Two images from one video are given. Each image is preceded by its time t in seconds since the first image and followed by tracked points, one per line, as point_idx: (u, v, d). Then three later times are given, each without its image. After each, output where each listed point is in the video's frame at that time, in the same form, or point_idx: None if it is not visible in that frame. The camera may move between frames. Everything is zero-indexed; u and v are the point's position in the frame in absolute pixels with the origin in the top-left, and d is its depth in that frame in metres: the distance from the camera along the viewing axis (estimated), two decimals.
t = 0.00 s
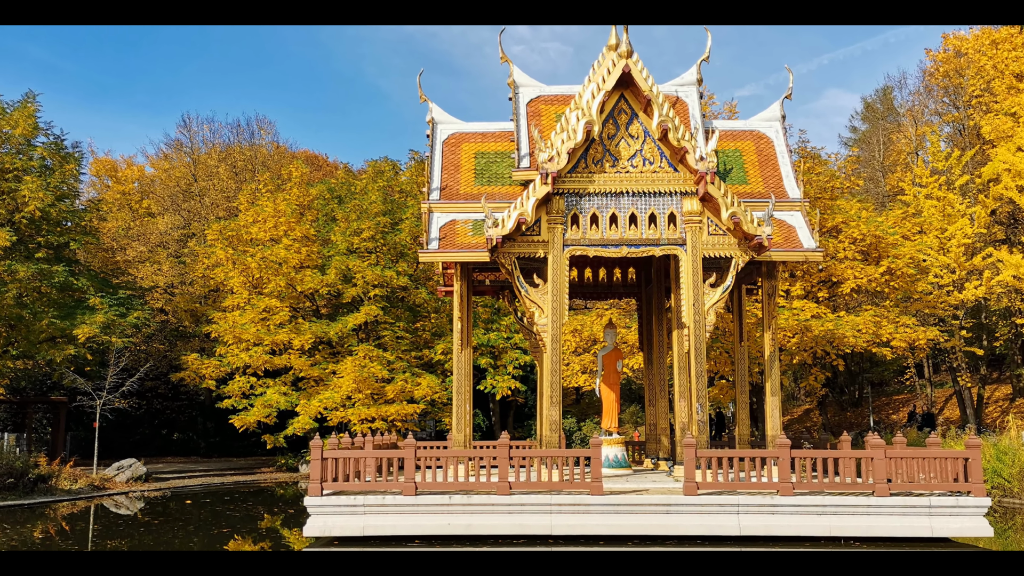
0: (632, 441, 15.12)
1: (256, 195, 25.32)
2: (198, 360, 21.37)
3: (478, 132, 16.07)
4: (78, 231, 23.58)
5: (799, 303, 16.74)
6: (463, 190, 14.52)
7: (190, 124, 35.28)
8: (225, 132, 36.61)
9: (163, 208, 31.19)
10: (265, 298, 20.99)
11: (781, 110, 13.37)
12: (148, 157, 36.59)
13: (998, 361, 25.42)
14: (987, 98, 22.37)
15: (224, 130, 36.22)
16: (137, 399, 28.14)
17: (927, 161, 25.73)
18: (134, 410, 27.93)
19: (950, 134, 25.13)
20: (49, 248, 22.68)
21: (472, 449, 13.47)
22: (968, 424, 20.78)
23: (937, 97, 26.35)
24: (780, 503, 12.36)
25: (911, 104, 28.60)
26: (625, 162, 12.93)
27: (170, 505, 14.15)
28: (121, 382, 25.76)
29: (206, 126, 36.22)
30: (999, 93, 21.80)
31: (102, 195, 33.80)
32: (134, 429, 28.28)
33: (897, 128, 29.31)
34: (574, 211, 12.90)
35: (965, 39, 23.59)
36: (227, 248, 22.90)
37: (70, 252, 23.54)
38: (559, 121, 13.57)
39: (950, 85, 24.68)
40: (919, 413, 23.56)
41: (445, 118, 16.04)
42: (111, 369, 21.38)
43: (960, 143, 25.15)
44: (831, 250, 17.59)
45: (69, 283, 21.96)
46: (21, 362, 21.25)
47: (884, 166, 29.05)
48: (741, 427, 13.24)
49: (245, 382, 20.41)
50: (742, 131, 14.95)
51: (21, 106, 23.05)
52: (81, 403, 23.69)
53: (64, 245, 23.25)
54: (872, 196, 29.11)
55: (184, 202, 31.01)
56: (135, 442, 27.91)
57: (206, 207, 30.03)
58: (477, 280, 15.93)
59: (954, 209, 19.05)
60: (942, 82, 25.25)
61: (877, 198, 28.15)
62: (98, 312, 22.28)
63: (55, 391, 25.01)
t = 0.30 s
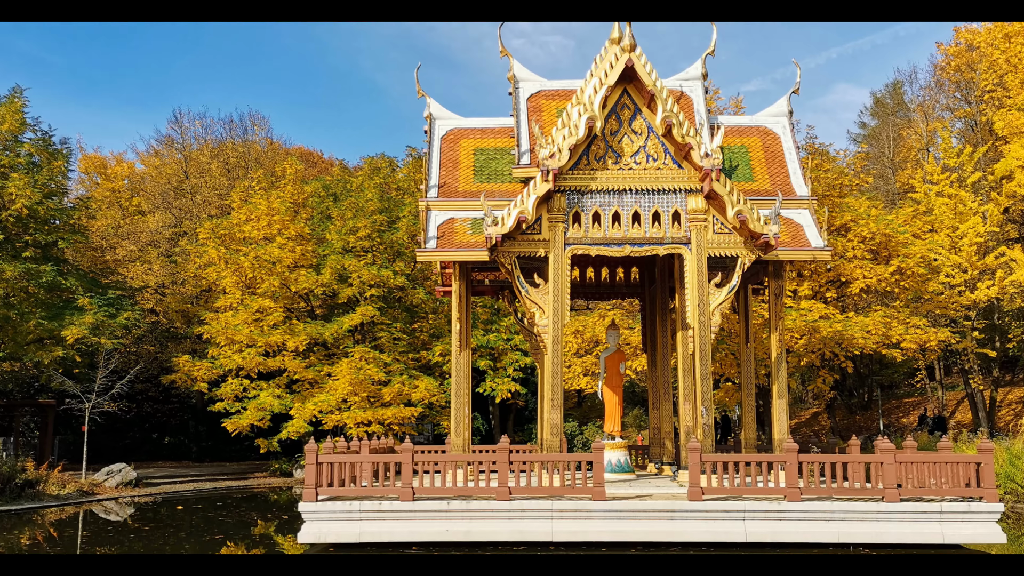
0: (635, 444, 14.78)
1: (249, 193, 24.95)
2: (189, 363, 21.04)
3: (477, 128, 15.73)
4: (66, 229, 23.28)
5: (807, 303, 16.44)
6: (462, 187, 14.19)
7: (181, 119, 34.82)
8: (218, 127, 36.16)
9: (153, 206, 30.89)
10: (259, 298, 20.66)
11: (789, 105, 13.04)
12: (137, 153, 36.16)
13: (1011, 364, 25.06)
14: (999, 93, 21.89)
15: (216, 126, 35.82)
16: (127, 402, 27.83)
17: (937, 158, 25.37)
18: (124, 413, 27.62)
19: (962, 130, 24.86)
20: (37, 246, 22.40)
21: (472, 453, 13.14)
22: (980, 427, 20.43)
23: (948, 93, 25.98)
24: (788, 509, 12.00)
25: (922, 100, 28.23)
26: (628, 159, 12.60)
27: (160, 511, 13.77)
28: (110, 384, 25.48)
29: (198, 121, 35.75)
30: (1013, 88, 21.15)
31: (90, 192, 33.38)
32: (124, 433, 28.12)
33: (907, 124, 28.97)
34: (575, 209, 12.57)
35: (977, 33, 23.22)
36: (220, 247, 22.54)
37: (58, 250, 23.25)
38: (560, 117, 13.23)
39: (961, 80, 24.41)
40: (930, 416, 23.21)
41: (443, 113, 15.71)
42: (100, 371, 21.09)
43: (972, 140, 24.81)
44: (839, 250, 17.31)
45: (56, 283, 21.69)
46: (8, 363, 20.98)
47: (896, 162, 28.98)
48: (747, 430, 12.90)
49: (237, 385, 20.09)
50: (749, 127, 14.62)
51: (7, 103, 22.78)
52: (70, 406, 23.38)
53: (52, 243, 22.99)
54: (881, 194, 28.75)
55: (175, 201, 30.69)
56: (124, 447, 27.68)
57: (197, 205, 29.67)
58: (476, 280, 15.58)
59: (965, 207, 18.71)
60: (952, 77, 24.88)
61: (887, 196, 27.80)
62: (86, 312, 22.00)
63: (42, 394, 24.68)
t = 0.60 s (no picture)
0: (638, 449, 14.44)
1: (242, 191, 24.61)
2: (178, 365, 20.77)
3: (476, 123, 15.37)
4: (54, 228, 23.06)
5: (816, 304, 16.16)
6: (461, 184, 13.86)
7: (172, 115, 34.38)
8: (209, 123, 35.73)
9: (143, 203, 30.57)
10: (252, 298, 20.33)
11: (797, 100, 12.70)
12: (126, 149, 35.70)
13: None
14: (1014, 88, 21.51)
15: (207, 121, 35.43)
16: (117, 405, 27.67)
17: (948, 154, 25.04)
18: (114, 417, 27.35)
19: (975, 125, 24.57)
20: (24, 245, 22.17)
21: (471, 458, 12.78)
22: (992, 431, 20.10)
23: (961, 88, 25.61)
24: (795, 515, 11.62)
25: (932, 95, 27.87)
26: (631, 156, 12.27)
27: (149, 517, 13.43)
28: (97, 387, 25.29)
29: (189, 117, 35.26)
30: None
31: (79, 189, 32.96)
32: (113, 437, 27.59)
33: (919, 119, 28.61)
34: (577, 207, 12.22)
35: (989, 26, 22.90)
36: (211, 246, 22.17)
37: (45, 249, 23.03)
38: (561, 112, 12.90)
39: (973, 74, 23.62)
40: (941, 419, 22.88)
41: (441, 109, 15.37)
42: (88, 374, 20.85)
43: (984, 136, 24.45)
44: (848, 248, 17.03)
45: (43, 283, 21.47)
46: None
47: (907, 159, 28.58)
48: (753, 435, 12.55)
49: (229, 388, 19.76)
50: (755, 122, 14.29)
51: None
52: (57, 409, 23.12)
53: (38, 242, 22.80)
54: (891, 190, 28.39)
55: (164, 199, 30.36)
56: (114, 451, 27.31)
57: (188, 203, 29.32)
58: (475, 280, 15.23)
59: (978, 205, 18.36)
60: (964, 71, 24.53)
61: (898, 193, 27.45)
62: (75, 313, 21.74)
63: (29, 397, 24.43)
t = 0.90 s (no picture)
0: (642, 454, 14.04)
1: (233, 187, 24.23)
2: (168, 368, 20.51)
3: (475, 119, 14.98)
4: (40, 226, 22.92)
5: (825, 304, 15.95)
6: (459, 181, 13.52)
7: (160, 109, 33.89)
8: (200, 118, 35.27)
9: (132, 200, 30.21)
10: (244, 299, 19.99)
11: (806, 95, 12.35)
12: (115, 145, 35.25)
13: None
14: None
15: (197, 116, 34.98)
16: (104, 409, 27.26)
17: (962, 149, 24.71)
18: (102, 421, 26.96)
19: (988, 121, 24.24)
20: (8, 244, 22.01)
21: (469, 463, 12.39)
22: (1007, 435, 19.70)
23: (976, 82, 25.24)
24: (804, 522, 11.22)
25: (945, 88, 27.52)
26: (635, 152, 11.90)
27: (136, 525, 13.04)
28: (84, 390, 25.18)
29: (180, 112, 34.78)
30: None
31: (65, 186, 32.56)
32: (101, 441, 27.12)
33: (931, 114, 28.23)
34: (579, 204, 11.85)
35: (1005, 17, 22.57)
36: (202, 246, 21.77)
37: (30, 248, 22.84)
38: (563, 107, 12.53)
39: (989, 67, 23.75)
40: (955, 424, 22.47)
41: (438, 103, 15.02)
42: (74, 376, 20.62)
43: (999, 131, 24.05)
44: (859, 248, 16.79)
45: (28, 283, 21.30)
46: None
47: (919, 156, 28.23)
48: (761, 439, 12.17)
49: (220, 391, 19.40)
50: (763, 117, 13.93)
51: None
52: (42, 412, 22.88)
53: (24, 241, 22.63)
54: (902, 187, 28.00)
55: (153, 197, 29.99)
56: (102, 456, 26.81)
57: (178, 200, 28.98)
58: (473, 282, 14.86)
59: (993, 202, 18.01)
60: (979, 64, 24.17)
61: (909, 190, 27.05)
62: (61, 313, 21.50)
63: (14, 401, 24.21)
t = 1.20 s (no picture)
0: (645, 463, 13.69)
1: (225, 184, 23.94)
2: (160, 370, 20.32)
3: (474, 114, 14.69)
4: (25, 224, 22.78)
5: (833, 305, 15.98)
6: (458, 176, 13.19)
7: (151, 104, 33.55)
8: (193, 114, 34.93)
9: (121, 198, 29.87)
10: (237, 299, 19.68)
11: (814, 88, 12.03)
12: (104, 141, 34.92)
13: None
14: None
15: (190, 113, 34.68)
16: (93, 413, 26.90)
17: (977, 145, 24.39)
18: (90, 424, 26.58)
19: (1003, 116, 23.80)
20: None
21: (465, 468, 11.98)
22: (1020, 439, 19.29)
23: (990, 77, 24.78)
24: (812, 529, 10.80)
25: (959, 83, 27.19)
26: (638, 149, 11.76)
27: (122, 531, 12.73)
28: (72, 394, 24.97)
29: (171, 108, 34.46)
30: None
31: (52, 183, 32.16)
32: (89, 446, 26.90)
33: (944, 110, 27.81)
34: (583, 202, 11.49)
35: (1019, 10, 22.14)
36: (195, 245, 21.44)
37: (16, 247, 22.64)
38: (563, 101, 12.16)
39: (1003, 62, 23.34)
40: (968, 428, 22.08)
41: (436, 97, 14.55)
42: (62, 379, 20.55)
43: (1013, 127, 23.62)
44: (869, 246, 16.75)
45: (14, 282, 21.13)
46: None
47: (931, 153, 27.79)
48: (768, 444, 11.83)
49: (212, 394, 19.11)
50: (771, 112, 13.60)
51: None
52: (30, 415, 22.62)
53: (9, 239, 22.47)
54: (914, 184, 27.61)
55: (143, 196, 29.63)
56: (90, 460, 26.63)
57: (168, 197, 28.65)
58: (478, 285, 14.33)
59: (1007, 200, 17.78)
60: (993, 57, 23.79)
61: (921, 188, 26.64)
62: (48, 314, 21.28)
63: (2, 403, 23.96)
